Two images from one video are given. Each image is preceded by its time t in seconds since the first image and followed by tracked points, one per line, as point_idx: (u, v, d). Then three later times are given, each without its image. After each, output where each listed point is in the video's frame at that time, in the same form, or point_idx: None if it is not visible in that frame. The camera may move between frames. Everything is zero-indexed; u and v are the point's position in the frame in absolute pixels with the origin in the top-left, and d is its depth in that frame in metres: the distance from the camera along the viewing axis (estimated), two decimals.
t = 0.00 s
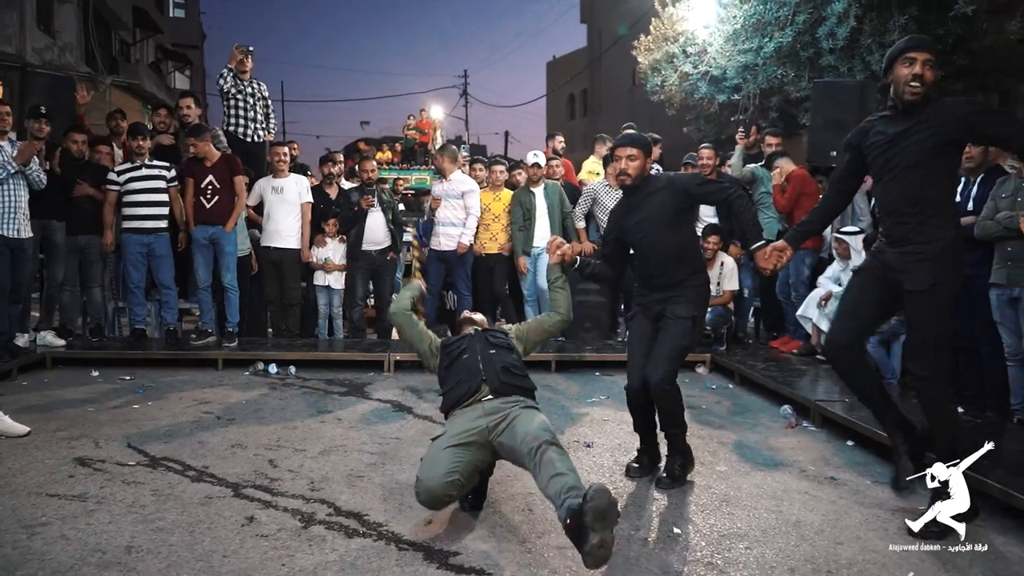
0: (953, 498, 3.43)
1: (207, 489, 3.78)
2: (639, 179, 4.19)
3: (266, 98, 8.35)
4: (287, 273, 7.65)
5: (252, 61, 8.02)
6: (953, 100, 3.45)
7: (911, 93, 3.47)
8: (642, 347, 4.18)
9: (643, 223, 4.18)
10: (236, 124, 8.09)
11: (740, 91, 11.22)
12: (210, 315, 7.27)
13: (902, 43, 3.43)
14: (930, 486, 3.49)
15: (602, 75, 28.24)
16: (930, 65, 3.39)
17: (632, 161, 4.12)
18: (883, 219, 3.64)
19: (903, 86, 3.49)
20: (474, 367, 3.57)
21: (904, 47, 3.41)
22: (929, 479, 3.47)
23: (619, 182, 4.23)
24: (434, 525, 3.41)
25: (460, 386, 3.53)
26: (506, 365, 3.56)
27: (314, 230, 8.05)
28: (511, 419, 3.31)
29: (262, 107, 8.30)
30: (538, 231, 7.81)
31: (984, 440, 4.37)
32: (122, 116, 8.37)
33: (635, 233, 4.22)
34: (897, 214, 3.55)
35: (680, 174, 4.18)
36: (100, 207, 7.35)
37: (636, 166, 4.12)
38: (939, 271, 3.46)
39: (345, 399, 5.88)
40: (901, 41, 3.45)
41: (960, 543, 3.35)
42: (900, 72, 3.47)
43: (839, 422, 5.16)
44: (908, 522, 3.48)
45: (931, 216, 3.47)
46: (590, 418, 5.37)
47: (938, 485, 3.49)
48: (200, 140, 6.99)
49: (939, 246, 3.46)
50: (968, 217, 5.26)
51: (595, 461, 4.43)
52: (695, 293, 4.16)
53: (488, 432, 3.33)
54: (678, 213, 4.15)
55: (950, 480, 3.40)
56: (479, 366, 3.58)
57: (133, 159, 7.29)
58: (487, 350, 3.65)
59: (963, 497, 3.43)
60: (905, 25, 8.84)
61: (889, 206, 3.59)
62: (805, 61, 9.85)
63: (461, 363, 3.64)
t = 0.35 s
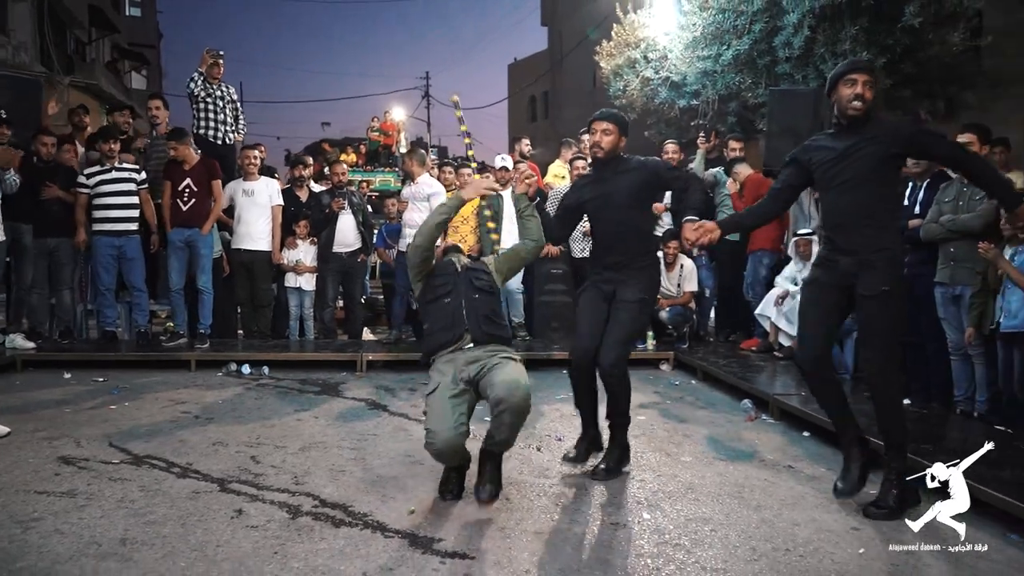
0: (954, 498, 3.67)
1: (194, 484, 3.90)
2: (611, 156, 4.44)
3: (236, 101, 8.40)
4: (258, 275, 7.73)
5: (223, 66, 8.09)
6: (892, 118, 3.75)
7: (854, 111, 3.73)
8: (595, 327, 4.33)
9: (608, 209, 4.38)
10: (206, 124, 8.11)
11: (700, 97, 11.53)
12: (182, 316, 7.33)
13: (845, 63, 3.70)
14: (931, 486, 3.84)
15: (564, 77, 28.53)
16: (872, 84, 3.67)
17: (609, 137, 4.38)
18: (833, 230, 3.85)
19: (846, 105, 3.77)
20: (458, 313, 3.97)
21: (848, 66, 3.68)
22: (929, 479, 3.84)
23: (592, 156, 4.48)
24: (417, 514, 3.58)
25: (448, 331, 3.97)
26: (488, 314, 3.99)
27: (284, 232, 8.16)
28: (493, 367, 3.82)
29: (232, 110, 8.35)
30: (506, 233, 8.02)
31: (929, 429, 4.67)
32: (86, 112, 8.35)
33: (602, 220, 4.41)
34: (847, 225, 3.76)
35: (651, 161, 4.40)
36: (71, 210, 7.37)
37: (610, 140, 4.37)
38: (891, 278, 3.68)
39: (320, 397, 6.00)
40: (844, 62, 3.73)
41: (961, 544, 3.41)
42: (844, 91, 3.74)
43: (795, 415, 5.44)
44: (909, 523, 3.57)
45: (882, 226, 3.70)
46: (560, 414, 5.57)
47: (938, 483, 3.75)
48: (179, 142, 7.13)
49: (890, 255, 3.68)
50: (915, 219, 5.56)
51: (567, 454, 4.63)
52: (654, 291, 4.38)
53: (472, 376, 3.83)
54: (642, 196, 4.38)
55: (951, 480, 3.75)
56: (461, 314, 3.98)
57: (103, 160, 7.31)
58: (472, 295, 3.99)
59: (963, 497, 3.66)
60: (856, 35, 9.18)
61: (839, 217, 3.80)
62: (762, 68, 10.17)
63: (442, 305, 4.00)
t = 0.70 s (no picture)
0: (954, 498, 3.69)
1: (189, 484, 4.05)
2: (577, 136, 4.65)
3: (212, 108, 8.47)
4: (237, 280, 7.84)
5: (201, 73, 8.19)
6: (833, 104, 4.06)
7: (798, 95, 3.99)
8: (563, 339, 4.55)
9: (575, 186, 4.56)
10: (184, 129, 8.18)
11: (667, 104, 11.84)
12: (163, 321, 7.42)
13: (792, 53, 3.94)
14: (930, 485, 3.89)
15: (532, 81, 28.79)
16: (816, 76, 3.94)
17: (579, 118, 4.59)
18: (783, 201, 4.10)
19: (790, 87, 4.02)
20: (472, 256, 4.02)
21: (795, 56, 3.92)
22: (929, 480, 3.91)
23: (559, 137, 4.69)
24: (407, 510, 3.78)
25: (462, 271, 3.99)
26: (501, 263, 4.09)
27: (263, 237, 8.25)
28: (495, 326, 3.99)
29: (209, 118, 8.43)
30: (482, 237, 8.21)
31: (886, 425, 4.97)
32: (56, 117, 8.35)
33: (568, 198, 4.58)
34: (797, 199, 4.01)
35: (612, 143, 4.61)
36: (50, 216, 7.43)
37: (578, 122, 4.57)
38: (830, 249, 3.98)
39: (303, 400, 6.15)
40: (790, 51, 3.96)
41: (962, 544, 3.54)
42: (789, 76, 3.97)
43: (760, 413, 5.72)
44: (909, 523, 3.73)
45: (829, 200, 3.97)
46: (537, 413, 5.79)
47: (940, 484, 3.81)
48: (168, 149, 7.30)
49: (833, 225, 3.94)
50: (872, 226, 5.84)
51: (546, 451, 4.85)
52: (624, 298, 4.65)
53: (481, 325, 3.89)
54: (602, 175, 4.57)
55: (951, 480, 3.84)
56: (473, 257, 4.02)
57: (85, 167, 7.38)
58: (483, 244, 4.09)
59: (963, 497, 3.67)
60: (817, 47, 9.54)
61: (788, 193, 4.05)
62: (728, 77, 10.48)
63: (453, 249, 4.03)
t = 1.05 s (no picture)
0: (954, 499, 3.71)
1: (185, 482, 4.18)
2: (557, 185, 4.85)
3: (191, 111, 8.53)
4: (219, 282, 7.93)
5: (181, 77, 8.28)
6: (780, 167, 4.28)
7: (744, 167, 4.28)
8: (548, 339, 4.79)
9: (544, 234, 4.76)
10: (163, 132, 8.21)
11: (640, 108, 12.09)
12: (145, 323, 7.47)
13: (736, 123, 4.24)
14: (929, 485, 3.89)
15: (504, 81, 28.96)
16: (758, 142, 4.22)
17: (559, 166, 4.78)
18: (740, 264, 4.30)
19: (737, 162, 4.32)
20: (468, 243, 4.33)
21: (739, 126, 4.22)
22: (929, 481, 3.90)
23: (541, 184, 4.88)
24: (398, 503, 3.94)
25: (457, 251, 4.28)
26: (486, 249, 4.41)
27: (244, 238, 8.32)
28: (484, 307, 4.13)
29: (188, 121, 8.50)
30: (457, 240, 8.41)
31: (850, 420, 5.23)
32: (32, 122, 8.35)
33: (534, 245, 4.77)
34: (757, 256, 4.21)
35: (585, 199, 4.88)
36: (30, 219, 7.47)
37: (558, 170, 4.76)
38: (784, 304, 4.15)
39: (288, 400, 6.27)
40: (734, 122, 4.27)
41: (961, 544, 3.58)
42: (733, 149, 4.27)
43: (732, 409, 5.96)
44: (909, 524, 3.79)
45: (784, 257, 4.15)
46: (518, 411, 5.98)
47: (939, 485, 3.85)
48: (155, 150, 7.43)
49: (786, 279, 4.11)
50: (838, 230, 6.07)
51: (528, 447, 5.04)
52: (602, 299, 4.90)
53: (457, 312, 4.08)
54: (574, 227, 4.79)
55: (952, 481, 3.86)
56: (471, 243, 4.34)
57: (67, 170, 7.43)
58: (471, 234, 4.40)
59: (962, 497, 3.69)
60: (784, 55, 9.81)
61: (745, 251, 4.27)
62: (698, 83, 10.73)
63: (449, 237, 4.33)
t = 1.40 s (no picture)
0: (954, 498, 3.73)
1: (186, 475, 4.31)
2: (549, 175, 5.13)
3: (178, 112, 8.61)
4: (207, 280, 8.01)
5: (167, 78, 8.36)
6: (754, 149, 4.56)
7: (714, 152, 4.60)
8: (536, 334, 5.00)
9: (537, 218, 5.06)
10: (149, 132, 8.25)
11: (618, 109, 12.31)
12: (134, 321, 7.55)
13: (705, 111, 4.55)
14: (929, 484, 3.91)
15: (481, 81, 29.10)
16: (726, 126, 4.55)
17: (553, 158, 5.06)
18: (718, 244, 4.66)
19: (708, 147, 4.64)
20: (466, 240, 4.45)
21: (708, 113, 4.52)
22: (930, 480, 3.90)
23: (535, 172, 5.16)
24: (395, 493, 4.11)
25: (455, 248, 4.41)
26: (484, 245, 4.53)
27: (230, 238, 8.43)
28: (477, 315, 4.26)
29: (175, 122, 8.58)
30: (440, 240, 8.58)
31: (824, 411, 5.47)
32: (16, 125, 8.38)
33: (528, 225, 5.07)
34: (728, 235, 4.60)
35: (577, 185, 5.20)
36: (19, 219, 7.53)
37: (551, 161, 5.04)
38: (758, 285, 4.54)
39: (278, 396, 6.41)
40: (704, 109, 4.58)
41: (962, 544, 3.58)
42: (704, 135, 4.58)
43: (711, 402, 6.19)
44: (910, 523, 3.78)
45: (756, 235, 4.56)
46: (504, 405, 6.16)
47: (940, 484, 3.86)
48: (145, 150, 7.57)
49: (759, 260, 4.54)
50: (813, 229, 6.31)
51: (516, 439, 5.22)
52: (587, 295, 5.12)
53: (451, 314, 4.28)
54: (568, 213, 5.12)
55: (952, 481, 3.88)
56: (468, 240, 4.46)
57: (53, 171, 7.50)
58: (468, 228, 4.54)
59: (963, 498, 3.72)
60: (759, 59, 10.08)
61: (722, 230, 4.63)
62: (676, 85, 10.96)
63: (447, 233, 4.45)
